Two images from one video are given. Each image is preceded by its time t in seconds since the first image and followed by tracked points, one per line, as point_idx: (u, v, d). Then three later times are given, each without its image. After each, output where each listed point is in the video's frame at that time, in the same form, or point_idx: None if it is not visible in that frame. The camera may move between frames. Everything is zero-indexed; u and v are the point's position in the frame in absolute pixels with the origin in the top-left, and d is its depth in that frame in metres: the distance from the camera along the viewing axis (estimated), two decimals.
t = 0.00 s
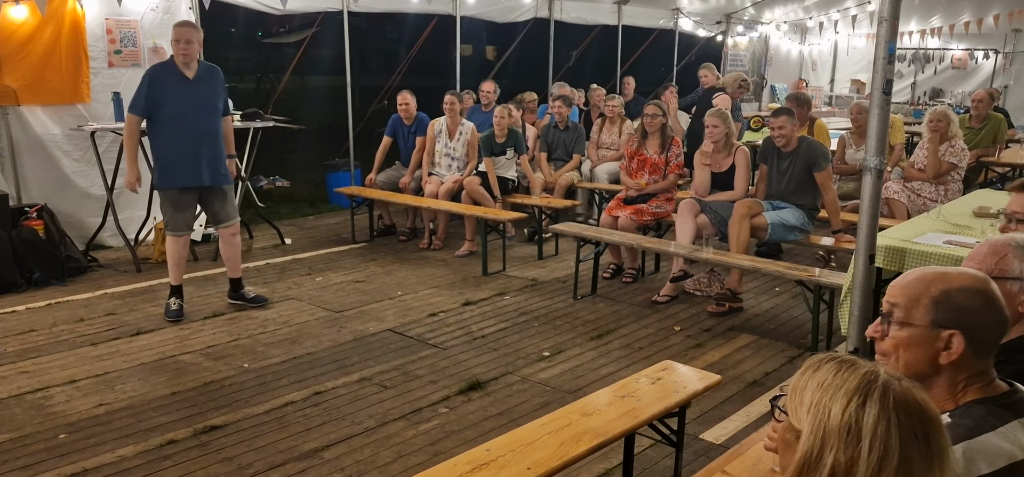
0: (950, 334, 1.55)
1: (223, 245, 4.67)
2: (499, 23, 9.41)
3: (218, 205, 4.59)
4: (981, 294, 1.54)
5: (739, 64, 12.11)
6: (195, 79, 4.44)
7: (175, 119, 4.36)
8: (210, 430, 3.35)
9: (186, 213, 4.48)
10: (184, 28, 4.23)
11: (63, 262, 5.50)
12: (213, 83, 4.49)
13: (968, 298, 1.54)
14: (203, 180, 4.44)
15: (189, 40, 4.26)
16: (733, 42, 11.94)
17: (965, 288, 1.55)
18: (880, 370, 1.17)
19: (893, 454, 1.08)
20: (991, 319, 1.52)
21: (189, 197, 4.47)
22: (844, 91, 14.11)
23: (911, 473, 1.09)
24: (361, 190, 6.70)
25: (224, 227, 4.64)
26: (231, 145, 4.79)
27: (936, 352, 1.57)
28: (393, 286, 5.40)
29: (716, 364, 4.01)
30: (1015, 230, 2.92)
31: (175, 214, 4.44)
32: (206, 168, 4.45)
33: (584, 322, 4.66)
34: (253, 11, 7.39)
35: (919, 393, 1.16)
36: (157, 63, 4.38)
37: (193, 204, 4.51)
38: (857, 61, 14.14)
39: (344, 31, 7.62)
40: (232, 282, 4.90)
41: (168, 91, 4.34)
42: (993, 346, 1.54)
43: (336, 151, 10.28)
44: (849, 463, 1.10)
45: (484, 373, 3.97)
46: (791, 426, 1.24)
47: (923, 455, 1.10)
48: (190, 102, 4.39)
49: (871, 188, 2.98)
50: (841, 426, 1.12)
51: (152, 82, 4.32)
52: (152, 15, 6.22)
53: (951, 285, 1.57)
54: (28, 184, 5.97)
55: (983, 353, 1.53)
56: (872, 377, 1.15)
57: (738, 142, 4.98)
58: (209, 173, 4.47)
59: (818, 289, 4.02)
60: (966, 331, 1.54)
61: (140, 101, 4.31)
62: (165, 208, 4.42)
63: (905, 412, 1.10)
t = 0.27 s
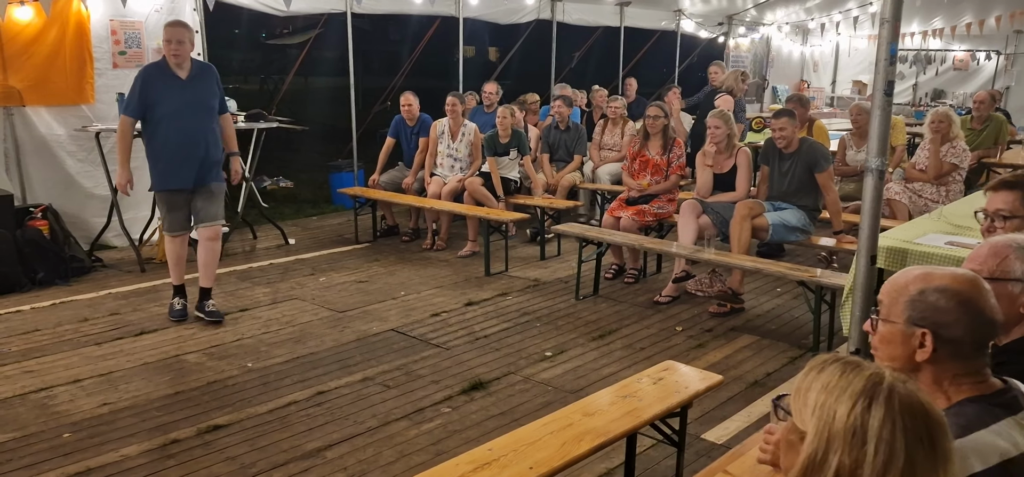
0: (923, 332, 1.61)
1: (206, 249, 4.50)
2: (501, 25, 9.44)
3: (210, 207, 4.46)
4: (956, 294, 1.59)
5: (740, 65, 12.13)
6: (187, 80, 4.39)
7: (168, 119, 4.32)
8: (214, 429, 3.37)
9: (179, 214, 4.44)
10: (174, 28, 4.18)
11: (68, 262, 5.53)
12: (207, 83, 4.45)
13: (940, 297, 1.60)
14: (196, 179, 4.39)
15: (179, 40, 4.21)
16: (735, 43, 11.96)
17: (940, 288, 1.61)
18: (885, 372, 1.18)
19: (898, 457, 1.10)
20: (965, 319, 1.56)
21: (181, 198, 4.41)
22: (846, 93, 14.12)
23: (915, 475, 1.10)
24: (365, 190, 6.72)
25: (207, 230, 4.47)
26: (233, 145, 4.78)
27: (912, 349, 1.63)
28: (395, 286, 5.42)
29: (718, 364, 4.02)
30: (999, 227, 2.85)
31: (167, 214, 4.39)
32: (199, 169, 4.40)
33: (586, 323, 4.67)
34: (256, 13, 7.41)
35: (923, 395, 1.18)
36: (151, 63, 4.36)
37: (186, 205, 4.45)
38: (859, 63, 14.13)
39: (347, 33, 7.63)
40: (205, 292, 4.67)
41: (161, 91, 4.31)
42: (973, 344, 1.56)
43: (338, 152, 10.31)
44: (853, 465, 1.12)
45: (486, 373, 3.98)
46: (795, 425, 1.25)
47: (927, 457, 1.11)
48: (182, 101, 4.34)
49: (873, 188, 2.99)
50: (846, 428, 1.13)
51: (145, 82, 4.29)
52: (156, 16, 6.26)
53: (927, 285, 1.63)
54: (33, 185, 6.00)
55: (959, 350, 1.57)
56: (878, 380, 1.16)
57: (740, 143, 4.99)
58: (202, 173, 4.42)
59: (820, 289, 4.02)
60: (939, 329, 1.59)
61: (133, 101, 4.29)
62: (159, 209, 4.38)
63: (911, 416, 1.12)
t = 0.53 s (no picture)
0: (904, 331, 1.64)
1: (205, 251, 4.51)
2: (504, 25, 9.45)
3: (204, 211, 4.43)
4: (937, 294, 1.62)
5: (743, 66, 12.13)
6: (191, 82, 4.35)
7: (164, 119, 4.28)
8: (217, 429, 3.38)
9: (169, 216, 4.38)
10: (179, 30, 4.16)
11: (72, 262, 5.55)
12: (211, 86, 4.39)
13: (922, 296, 1.63)
14: (190, 182, 4.33)
15: (183, 42, 4.19)
16: (737, 43, 11.95)
17: (922, 288, 1.64)
18: (892, 375, 1.18)
19: (903, 461, 1.10)
20: (947, 318, 1.59)
21: (174, 199, 4.36)
22: (849, 93, 14.11)
23: None
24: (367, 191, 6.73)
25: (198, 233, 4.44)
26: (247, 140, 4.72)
27: (894, 347, 1.66)
28: (398, 286, 5.43)
29: (720, 365, 4.02)
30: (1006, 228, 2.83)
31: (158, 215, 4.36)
32: (189, 171, 4.33)
33: (588, 323, 4.67)
34: (259, 13, 7.42)
35: (929, 399, 1.18)
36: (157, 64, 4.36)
37: (178, 208, 4.39)
38: (862, 64, 14.14)
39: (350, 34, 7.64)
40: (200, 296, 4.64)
41: (162, 91, 4.29)
42: (955, 343, 1.59)
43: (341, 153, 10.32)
44: (858, 469, 1.12)
45: (489, 373, 3.98)
46: (799, 426, 1.25)
47: (933, 462, 1.12)
48: (181, 102, 4.30)
49: (876, 189, 2.98)
50: (853, 431, 1.13)
51: (147, 82, 4.29)
52: (159, 17, 6.27)
53: (910, 285, 1.66)
54: (37, 186, 6.01)
55: (940, 348, 1.59)
56: (885, 383, 1.16)
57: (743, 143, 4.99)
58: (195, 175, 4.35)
59: (823, 290, 4.02)
60: (920, 328, 1.62)
61: (136, 101, 4.30)
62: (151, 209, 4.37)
63: (917, 420, 1.12)
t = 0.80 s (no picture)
0: (890, 329, 1.67)
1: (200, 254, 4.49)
2: (506, 26, 9.44)
3: (198, 213, 4.41)
4: (921, 293, 1.65)
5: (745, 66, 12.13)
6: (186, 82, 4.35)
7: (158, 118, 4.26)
8: (218, 429, 3.37)
9: (160, 216, 4.34)
10: (176, 29, 4.16)
11: (73, 262, 5.55)
12: (207, 87, 4.37)
13: (906, 296, 1.66)
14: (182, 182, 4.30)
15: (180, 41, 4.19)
16: (740, 44, 11.95)
17: (907, 287, 1.67)
18: (894, 375, 1.17)
19: (906, 460, 1.09)
20: (930, 318, 1.62)
21: (167, 201, 4.34)
22: (852, 94, 14.09)
23: None
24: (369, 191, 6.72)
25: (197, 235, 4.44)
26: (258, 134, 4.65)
27: (881, 345, 1.69)
28: (400, 287, 5.42)
29: (723, 366, 4.01)
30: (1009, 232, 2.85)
31: (149, 217, 4.31)
32: (183, 172, 4.29)
33: (590, 324, 4.66)
34: (262, 13, 7.41)
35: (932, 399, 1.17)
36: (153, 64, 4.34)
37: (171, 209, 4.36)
38: (865, 64, 14.06)
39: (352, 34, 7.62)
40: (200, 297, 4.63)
41: (158, 91, 4.27)
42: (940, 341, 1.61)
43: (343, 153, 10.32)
44: (861, 469, 1.11)
45: (491, 374, 3.98)
46: (801, 427, 1.24)
47: (936, 462, 1.11)
48: (178, 103, 4.28)
49: (879, 190, 2.97)
50: (855, 430, 1.12)
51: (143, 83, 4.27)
52: (161, 17, 6.24)
53: (895, 283, 1.69)
54: (38, 186, 6.03)
55: (925, 347, 1.62)
56: (886, 382, 1.15)
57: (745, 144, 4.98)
58: (192, 178, 4.33)
59: (826, 291, 4.01)
60: (905, 327, 1.65)
61: (131, 101, 4.27)
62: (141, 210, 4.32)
63: (919, 419, 1.11)
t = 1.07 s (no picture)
0: (854, 328, 1.75)
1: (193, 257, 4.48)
2: (508, 27, 9.45)
3: (186, 218, 4.40)
4: (869, 290, 1.72)
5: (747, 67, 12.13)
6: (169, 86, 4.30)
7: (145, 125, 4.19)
8: (220, 430, 3.37)
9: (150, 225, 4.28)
10: (161, 34, 4.09)
11: (76, 263, 5.56)
12: (190, 91, 4.36)
13: (859, 294, 1.74)
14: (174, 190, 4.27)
15: (167, 46, 4.13)
16: (742, 45, 11.94)
17: (862, 286, 1.75)
18: (893, 375, 1.17)
19: (906, 461, 1.09)
20: (874, 313, 1.68)
21: (155, 208, 4.28)
22: (854, 95, 14.05)
23: None
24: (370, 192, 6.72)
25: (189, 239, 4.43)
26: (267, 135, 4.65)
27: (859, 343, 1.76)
28: (402, 288, 5.43)
29: (725, 368, 4.01)
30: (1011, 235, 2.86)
31: (138, 224, 4.24)
32: (174, 179, 4.27)
33: (592, 325, 4.66)
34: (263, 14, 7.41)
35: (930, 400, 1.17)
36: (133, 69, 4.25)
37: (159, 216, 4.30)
38: (867, 65, 13.96)
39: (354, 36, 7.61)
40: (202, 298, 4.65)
41: (144, 97, 4.21)
42: (904, 337, 1.63)
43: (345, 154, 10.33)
44: (862, 469, 1.11)
45: (493, 375, 3.98)
46: (801, 429, 1.24)
47: (936, 462, 1.11)
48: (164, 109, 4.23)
49: (881, 191, 2.97)
50: (855, 431, 1.12)
51: (127, 89, 4.18)
52: (164, 18, 6.21)
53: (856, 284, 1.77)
54: (41, 187, 6.08)
55: (880, 342, 1.68)
56: (886, 383, 1.15)
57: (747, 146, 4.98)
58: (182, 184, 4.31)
59: (828, 293, 4.01)
60: (861, 325, 1.72)
61: (114, 108, 4.17)
62: (129, 218, 4.23)
63: (919, 419, 1.11)
